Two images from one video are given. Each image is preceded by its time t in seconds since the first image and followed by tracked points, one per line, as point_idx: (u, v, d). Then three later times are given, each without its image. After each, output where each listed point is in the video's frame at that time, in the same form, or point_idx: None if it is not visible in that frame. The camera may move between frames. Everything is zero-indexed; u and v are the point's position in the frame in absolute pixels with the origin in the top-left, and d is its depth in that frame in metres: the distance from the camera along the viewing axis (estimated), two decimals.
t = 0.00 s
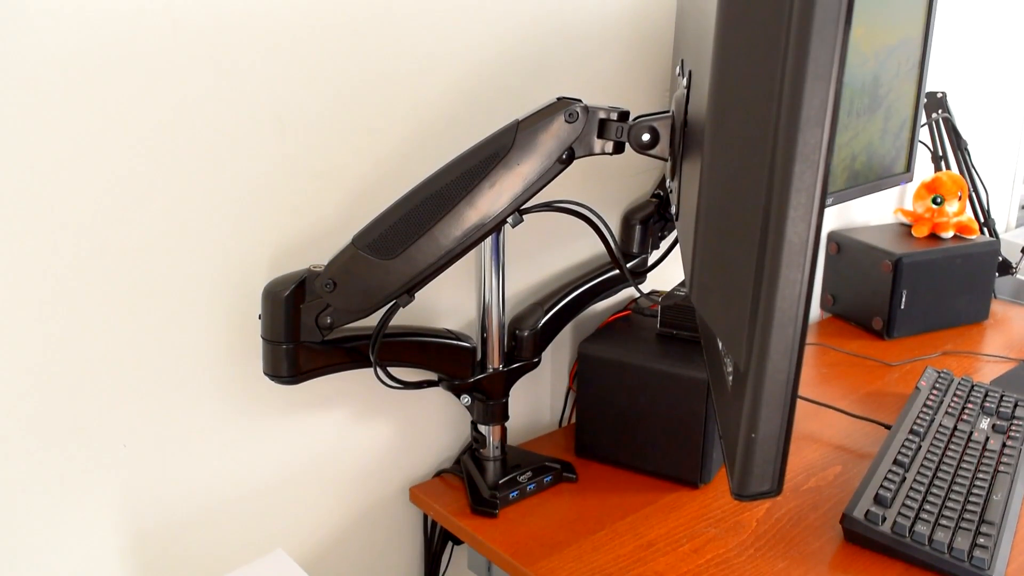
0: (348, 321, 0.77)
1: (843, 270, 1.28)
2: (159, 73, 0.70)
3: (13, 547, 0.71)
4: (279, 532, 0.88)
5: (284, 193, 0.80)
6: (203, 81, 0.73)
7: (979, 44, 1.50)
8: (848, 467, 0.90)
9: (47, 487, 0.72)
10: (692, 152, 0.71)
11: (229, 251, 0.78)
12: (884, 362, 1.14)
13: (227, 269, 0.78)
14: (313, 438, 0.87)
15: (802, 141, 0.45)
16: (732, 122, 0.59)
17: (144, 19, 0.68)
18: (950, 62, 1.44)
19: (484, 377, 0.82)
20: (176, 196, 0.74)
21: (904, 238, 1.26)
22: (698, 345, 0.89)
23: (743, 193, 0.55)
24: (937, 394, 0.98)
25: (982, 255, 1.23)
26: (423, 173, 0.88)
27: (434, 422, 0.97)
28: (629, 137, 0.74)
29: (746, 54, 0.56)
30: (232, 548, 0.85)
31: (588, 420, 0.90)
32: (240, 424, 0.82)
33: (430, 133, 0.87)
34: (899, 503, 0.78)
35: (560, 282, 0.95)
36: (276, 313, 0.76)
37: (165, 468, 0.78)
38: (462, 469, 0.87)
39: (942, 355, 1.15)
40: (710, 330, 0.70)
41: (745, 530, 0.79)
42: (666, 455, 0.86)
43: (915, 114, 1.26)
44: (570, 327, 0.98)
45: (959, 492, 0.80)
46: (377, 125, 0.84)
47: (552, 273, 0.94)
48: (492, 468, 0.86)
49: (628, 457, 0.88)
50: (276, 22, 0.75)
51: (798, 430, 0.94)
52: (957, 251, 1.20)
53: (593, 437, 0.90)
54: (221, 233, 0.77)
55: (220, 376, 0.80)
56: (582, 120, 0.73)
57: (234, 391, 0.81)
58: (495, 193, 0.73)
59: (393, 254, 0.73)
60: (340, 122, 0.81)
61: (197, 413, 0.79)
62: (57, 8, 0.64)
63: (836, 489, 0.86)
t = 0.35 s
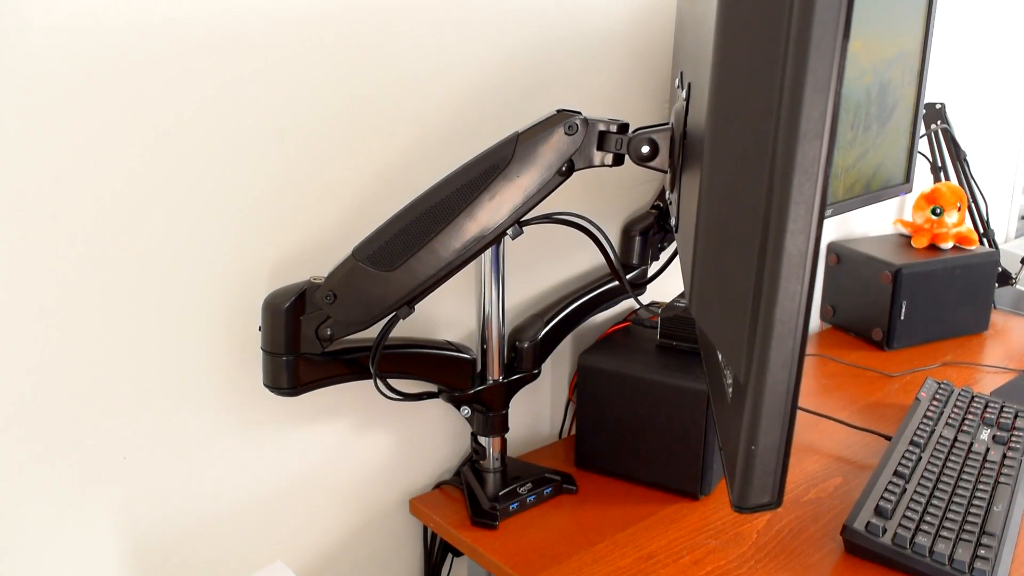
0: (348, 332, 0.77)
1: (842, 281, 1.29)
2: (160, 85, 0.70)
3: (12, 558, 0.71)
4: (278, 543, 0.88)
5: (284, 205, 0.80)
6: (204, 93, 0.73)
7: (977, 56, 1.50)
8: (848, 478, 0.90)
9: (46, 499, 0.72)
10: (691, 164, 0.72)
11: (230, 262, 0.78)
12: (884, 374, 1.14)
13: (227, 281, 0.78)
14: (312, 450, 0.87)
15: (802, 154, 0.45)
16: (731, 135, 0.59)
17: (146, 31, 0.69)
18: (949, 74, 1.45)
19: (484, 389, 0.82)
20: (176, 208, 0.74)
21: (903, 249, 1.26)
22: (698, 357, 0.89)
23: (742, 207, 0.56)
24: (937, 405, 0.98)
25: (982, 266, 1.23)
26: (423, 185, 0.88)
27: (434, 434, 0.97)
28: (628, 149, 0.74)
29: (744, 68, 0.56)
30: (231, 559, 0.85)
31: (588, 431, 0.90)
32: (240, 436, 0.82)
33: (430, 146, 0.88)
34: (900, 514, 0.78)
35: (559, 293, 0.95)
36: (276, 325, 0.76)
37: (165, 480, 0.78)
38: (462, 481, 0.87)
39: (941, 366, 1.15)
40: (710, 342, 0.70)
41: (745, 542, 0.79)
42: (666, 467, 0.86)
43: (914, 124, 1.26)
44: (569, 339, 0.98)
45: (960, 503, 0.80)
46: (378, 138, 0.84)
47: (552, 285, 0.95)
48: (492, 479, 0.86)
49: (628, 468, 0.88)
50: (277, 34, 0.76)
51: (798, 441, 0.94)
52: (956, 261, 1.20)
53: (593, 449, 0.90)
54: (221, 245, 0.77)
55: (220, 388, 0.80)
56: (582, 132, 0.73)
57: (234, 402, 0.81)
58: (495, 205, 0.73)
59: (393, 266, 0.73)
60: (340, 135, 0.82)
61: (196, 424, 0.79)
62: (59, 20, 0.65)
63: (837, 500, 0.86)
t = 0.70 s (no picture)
0: (348, 342, 0.77)
1: (842, 291, 1.29)
2: (161, 95, 0.71)
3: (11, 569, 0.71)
4: (278, 554, 0.88)
5: (285, 216, 0.80)
6: (204, 104, 0.73)
7: (976, 66, 1.51)
8: (849, 488, 0.90)
9: (46, 509, 0.72)
10: (690, 175, 0.72)
11: (230, 272, 0.78)
12: (884, 383, 1.14)
13: (227, 292, 0.79)
14: (312, 461, 0.87)
15: (801, 165, 0.45)
16: (730, 147, 0.59)
17: (146, 41, 0.69)
18: (948, 83, 1.45)
19: (484, 399, 0.82)
20: (176, 219, 0.74)
21: (903, 258, 1.26)
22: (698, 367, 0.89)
23: (742, 219, 0.56)
24: (938, 415, 0.98)
25: (982, 275, 1.23)
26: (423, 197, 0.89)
27: (434, 444, 0.97)
28: (628, 160, 0.74)
29: (742, 80, 0.56)
30: (231, 570, 0.85)
31: (589, 441, 0.90)
32: (240, 447, 0.82)
33: (430, 157, 0.88)
34: (901, 524, 0.78)
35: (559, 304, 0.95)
36: (276, 335, 0.76)
37: (165, 490, 0.78)
38: (463, 491, 0.87)
39: (942, 375, 1.15)
40: (710, 352, 0.70)
41: (746, 552, 0.79)
42: (666, 477, 0.86)
43: (914, 134, 1.26)
44: (570, 349, 0.98)
45: (961, 513, 0.80)
46: (378, 149, 0.84)
47: (552, 295, 0.95)
48: (493, 489, 0.86)
49: (629, 479, 0.88)
50: (277, 45, 0.76)
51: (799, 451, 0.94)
52: (956, 271, 1.20)
53: (594, 459, 0.90)
54: (221, 256, 0.77)
55: (221, 399, 0.80)
56: (582, 143, 0.73)
57: (235, 412, 0.81)
58: (495, 216, 0.73)
59: (393, 276, 0.73)
60: (341, 146, 0.82)
61: (196, 435, 0.79)
62: (61, 31, 0.65)
63: (838, 510, 0.86)
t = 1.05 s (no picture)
0: (349, 354, 0.77)
1: (842, 302, 1.29)
2: (162, 108, 0.71)
3: None
4: (278, 566, 0.88)
5: (285, 228, 0.80)
6: (205, 117, 0.74)
7: (976, 76, 1.51)
8: (849, 500, 0.90)
9: (45, 520, 0.72)
10: (690, 187, 0.72)
11: (231, 284, 0.79)
12: (884, 395, 1.14)
13: (228, 304, 0.79)
14: (312, 472, 0.87)
15: (800, 178, 0.46)
16: (729, 162, 0.60)
17: (148, 55, 0.70)
18: (947, 93, 1.45)
19: (484, 411, 0.82)
20: (177, 231, 0.74)
21: (903, 270, 1.26)
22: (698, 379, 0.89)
23: (740, 232, 0.56)
24: (938, 426, 0.98)
25: (982, 286, 1.23)
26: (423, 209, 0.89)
27: (435, 456, 0.97)
28: (629, 172, 0.74)
29: (740, 95, 0.56)
30: None
31: (589, 453, 0.90)
32: (240, 458, 0.82)
33: (430, 169, 0.88)
34: (902, 536, 0.78)
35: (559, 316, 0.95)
36: (276, 347, 0.76)
37: (165, 501, 0.78)
38: (463, 502, 0.87)
39: (942, 387, 1.15)
40: (710, 365, 0.70)
41: (747, 564, 0.79)
42: (666, 489, 0.86)
43: (914, 145, 1.26)
44: (570, 360, 0.98)
45: (962, 525, 0.79)
46: (378, 162, 0.84)
47: (552, 307, 0.95)
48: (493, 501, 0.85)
49: (629, 490, 0.88)
50: (278, 58, 0.76)
51: (799, 462, 0.94)
52: (956, 282, 1.21)
53: (594, 471, 0.90)
54: (221, 269, 0.78)
55: (221, 411, 0.80)
56: (582, 155, 0.74)
57: (235, 424, 0.81)
58: (495, 228, 0.73)
59: (393, 288, 0.73)
60: (341, 159, 0.82)
61: (196, 446, 0.79)
62: (63, 46, 0.66)
63: (838, 522, 0.86)
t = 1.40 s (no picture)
0: (349, 365, 0.77)
1: (843, 312, 1.29)
2: (163, 119, 0.71)
3: None
4: None
5: (286, 239, 0.81)
6: (206, 128, 0.74)
7: (975, 87, 1.51)
8: (850, 510, 0.89)
9: (45, 531, 0.72)
10: (690, 198, 0.72)
11: (231, 295, 0.79)
12: (885, 405, 1.14)
13: (229, 315, 0.79)
14: (313, 483, 0.87)
15: (800, 189, 0.46)
16: (728, 174, 0.60)
17: (149, 66, 0.70)
18: (946, 103, 1.45)
19: (484, 422, 0.82)
20: (178, 242, 0.75)
21: (903, 279, 1.26)
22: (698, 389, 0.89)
23: (739, 243, 0.56)
24: (939, 436, 0.97)
25: (982, 296, 1.23)
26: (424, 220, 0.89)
27: (435, 467, 0.97)
28: (628, 183, 0.74)
29: (739, 107, 0.56)
30: None
31: (589, 464, 0.90)
32: (241, 469, 0.82)
33: (431, 181, 0.88)
34: (903, 546, 0.78)
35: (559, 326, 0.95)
36: (277, 358, 0.76)
37: (164, 512, 0.78)
38: (463, 513, 0.87)
39: (943, 397, 1.15)
40: (710, 375, 0.70)
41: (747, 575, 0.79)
42: (667, 500, 0.86)
43: (913, 156, 1.27)
44: (570, 371, 0.98)
45: (963, 536, 0.79)
46: (378, 173, 0.85)
47: (553, 318, 0.95)
48: (493, 512, 0.85)
49: (629, 501, 0.88)
50: (279, 70, 0.76)
51: (800, 473, 0.94)
52: (956, 292, 1.21)
53: (594, 482, 0.90)
54: (221, 279, 0.78)
55: (221, 422, 0.80)
56: (582, 166, 0.74)
57: (235, 435, 0.81)
58: (495, 239, 0.73)
59: (393, 299, 0.73)
60: (341, 170, 0.82)
61: (197, 457, 0.79)
62: (65, 58, 0.66)
63: (839, 532, 0.86)
